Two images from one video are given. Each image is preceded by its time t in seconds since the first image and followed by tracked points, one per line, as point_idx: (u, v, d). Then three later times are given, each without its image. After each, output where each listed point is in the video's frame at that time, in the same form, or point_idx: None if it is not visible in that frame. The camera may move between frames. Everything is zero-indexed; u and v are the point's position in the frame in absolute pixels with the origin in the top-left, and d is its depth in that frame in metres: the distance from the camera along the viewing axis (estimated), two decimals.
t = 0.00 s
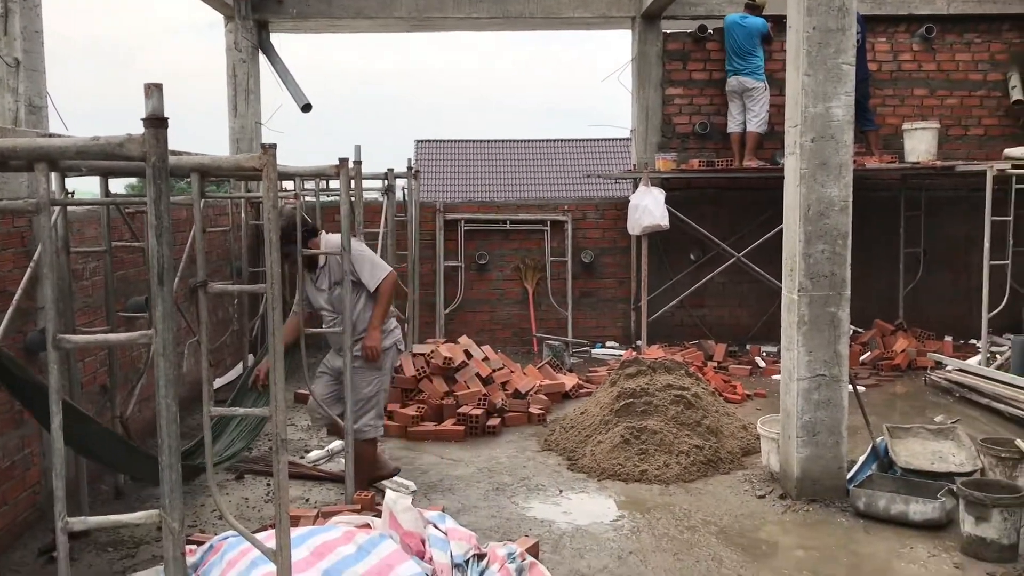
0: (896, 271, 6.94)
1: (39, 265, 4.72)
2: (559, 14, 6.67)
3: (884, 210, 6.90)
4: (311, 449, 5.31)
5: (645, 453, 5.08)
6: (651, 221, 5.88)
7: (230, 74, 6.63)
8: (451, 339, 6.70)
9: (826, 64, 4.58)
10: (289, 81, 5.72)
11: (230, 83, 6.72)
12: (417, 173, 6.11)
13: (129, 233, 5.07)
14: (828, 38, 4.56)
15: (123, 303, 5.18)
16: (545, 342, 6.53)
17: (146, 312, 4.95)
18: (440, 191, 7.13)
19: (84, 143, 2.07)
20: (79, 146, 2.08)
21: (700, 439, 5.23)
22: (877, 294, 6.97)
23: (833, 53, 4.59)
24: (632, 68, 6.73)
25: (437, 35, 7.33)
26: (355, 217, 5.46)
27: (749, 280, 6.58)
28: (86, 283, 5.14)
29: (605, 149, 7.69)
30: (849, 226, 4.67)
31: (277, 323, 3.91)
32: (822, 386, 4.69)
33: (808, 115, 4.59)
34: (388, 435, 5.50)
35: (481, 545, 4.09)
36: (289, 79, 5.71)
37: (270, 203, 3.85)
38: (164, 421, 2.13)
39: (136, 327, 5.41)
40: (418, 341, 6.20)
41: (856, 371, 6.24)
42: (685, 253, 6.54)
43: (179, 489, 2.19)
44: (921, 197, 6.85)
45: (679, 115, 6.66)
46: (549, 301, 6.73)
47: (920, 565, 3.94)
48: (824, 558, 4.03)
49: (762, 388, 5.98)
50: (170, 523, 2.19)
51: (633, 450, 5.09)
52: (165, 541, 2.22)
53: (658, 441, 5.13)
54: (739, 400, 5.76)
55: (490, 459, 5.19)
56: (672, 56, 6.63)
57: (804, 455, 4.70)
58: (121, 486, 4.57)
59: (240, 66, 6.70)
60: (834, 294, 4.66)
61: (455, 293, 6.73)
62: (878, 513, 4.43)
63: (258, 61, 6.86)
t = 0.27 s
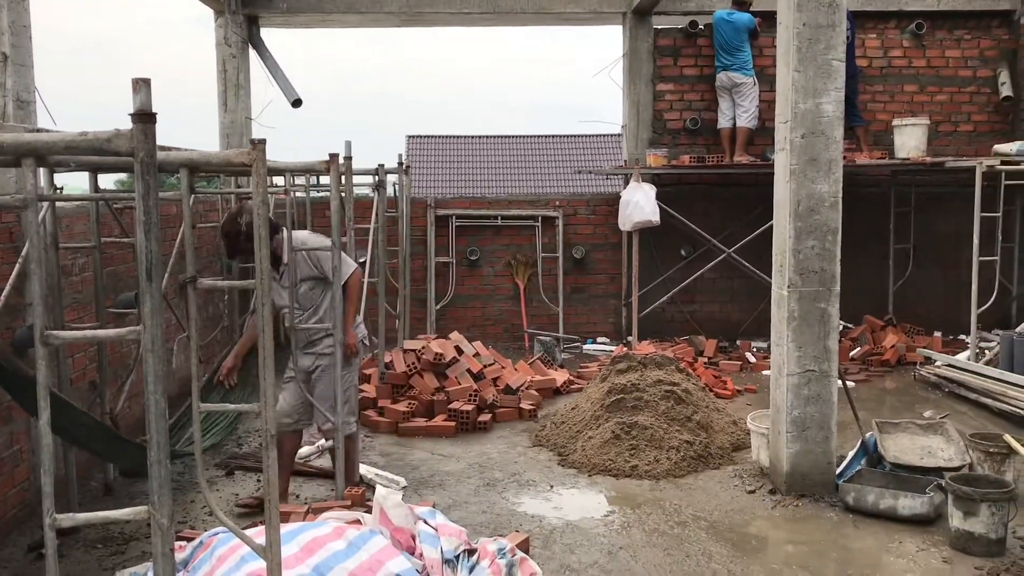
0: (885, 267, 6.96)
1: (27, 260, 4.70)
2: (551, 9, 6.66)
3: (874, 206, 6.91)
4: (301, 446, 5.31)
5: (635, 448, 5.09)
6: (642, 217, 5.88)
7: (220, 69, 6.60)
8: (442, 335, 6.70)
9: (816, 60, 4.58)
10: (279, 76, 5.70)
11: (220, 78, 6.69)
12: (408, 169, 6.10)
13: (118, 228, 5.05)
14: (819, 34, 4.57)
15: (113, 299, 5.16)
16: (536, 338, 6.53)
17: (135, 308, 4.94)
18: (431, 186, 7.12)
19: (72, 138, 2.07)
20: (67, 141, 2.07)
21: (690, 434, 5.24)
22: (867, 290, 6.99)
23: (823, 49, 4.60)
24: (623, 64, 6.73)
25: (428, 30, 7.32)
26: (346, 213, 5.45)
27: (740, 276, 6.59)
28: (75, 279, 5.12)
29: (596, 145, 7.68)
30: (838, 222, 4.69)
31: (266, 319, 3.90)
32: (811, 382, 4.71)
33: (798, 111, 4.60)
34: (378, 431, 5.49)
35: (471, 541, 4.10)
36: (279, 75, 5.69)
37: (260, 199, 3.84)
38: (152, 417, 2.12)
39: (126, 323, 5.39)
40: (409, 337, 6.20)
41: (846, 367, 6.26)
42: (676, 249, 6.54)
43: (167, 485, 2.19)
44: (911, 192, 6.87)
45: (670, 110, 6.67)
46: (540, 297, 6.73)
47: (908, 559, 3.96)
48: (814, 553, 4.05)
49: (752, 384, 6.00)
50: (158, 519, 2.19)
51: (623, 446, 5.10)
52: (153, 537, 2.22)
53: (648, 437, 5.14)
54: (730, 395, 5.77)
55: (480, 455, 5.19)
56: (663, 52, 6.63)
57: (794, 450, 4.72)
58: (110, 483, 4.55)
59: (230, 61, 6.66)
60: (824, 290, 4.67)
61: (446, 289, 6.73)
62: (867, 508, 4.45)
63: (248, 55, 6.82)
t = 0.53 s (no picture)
0: (882, 264, 6.98)
1: (24, 258, 4.70)
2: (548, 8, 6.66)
3: (871, 203, 6.93)
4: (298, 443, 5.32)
5: (633, 445, 5.10)
6: (639, 215, 5.89)
7: (217, 67, 6.60)
8: (439, 333, 6.71)
9: (811, 58, 4.59)
10: (276, 74, 5.70)
11: (217, 77, 6.69)
12: (405, 167, 6.10)
13: (116, 227, 5.05)
14: (814, 32, 4.58)
15: (110, 297, 5.17)
16: (533, 335, 6.54)
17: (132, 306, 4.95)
18: (428, 184, 7.13)
19: (69, 137, 2.08)
20: (63, 140, 2.08)
21: (687, 431, 5.25)
22: (863, 287, 7.01)
23: (819, 47, 4.61)
24: (620, 62, 6.73)
25: (425, 28, 7.32)
26: (343, 212, 5.45)
27: (737, 273, 6.60)
28: (73, 278, 5.12)
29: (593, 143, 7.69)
30: (834, 219, 4.70)
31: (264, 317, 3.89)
32: (808, 379, 4.72)
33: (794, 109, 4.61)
34: (376, 428, 5.51)
35: (469, 537, 4.11)
36: (276, 73, 5.69)
37: (256, 196, 3.84)
38: (149, 415, 2.13)
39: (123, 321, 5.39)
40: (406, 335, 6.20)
41: (842, 364, 6.28)
42: (673, 246, 6.56)
43: (165, 483, 2.19)
44: (907, 189, 6.89)
45: (667, 108, 6.67)
46: (538, 294, 6.74)
47: (904, 555, 3.98)
48: (810, 549, 4.06)
49: (749, 381, 6.01)
50: (157, 517, 2.20)
51: (621, 443, 5.12)
52: (152, 535, 2.23)
53: (645, 434, 5.16)
54: (727, 392, 5.79)
55: (478, 452, 5.21)
56: (659, 50, 6.64)
57: (791, 447, 4.73)
58: (108, 481, 4.55)
59: (227, 59, 6.66)
60: (820, 287, 4.69)
61: (443, 287, 6.74)
62: (863, 504, 4.47)
63: (245, 53, 6.82)
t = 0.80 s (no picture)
0: (883, 262, 6.98)
1: (27, 258, 4.71)
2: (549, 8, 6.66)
3: (872, 202, 6.93)
4: (301, 442, 5.32)
5: (634, 444, 5.11)
6: (640, 214, 5.89)
7: (218, 67, 6.60)
8: (441, 332, 6.71)
9: (813, 56, 4.59)
10: (277, 74, 5.70)
11: (218, 77, 6.69)
12: (406, 166, 6.10)
13: (118, 227, 5.06)
14: (816, 30, 4.58)
15: (112, 297, 5.17)
16: (535, 335, 6.55)
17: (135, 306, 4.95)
18: (428, 184, 7.13)
19: (72, 138, 2.07)
20: (66, 140, 2.08)
21: (689, 430, 5.26)
22: (864, 285, 7.01)
23: (821, 46, 4.61)
24: (621, 61, 6.73)
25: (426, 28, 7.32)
26: (344, 212, 5.45)
27: (739, 272, 6.60)
28: (75, 278, 5.13)
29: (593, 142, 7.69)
30: (836, 218, 4.70)
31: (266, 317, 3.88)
32: (810, 377, 4.72)
33: (795, 107, 4.61)
34: (378, 428, 5.51)
35: (471, 537, 4.12)
36: (277, 72, 5.69)
37: (258, 197, 3.84)
38: (153, 416, 2.13)
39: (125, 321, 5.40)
40: (407, 334, 6.21)
41: (844, 363, 6.29)
42: (674, 245, 6.56)
43: (168, 483, 2.19)
44: (908, 188, 6.89)
45: (668, 107, 6.67)
46: (539, 294, 6.74)
47: (906, 554, 3.98)
48: (812, 548, 4.07)
49: (750, 380, 6.02)
50: (161, 517, 2.20)
51: (622, 442, 5.12)
52: (155, 535, 2.23)
53: (647, 432, 5.17)
54: (728, 391, 5.79)
55: (479, 452, 5.21)
56: (660, 49, 6.64)
57: (792, 446, 4.74)
58: (110, 481, 4.56)
59: (228, 59, 6.66)
60: (822, 286, 4.69)
61: (444, 286, 6.74)
62: (866, 503, 4.47)
63: (246, 53, 6.82)
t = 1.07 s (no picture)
0: (886, 264, 6.97)
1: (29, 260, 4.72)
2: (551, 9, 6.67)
3: (874, 203, 6.93)
4: (303, 444, 5.32)
5: (636, 446, 5.11)
6: (642, 215, 5.89)
7: (220, 69, 6.60)
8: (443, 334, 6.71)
9: (815, 58, 4.59)
10: (279, 75, 5.70)
11: (220, 79, 6.68)
12: (408, 168, 6.10)
13: (120, 229, 5.06)
14: (818, 32, 4.58)
15: (113, 299, 5.17)
16: (537, 336, 6.55)
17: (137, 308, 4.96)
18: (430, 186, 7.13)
19: (74, 140, 2.07)
20: (68, 143, 2.07)
21: (691, 432, 5.25)
22: (867, 286, 7.00)
23: (823, 47, 4.61)
24: (623, 63, 6.73)
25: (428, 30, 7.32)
26: (346, 214, 5.45)
27: (741, 273, 6.60)
28: (77, 280, 5.13)
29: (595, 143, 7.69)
30: (838, 220, 4.69)
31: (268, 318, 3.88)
32: (812, 379, 4.72)
33: (797, 109, 4.61)
34: (380, 430, 5.51)
35: (473, 539, 4.12)
36: (279, 74, 5.69)
37: (260, 199, 3.84)
38: (155, 418, 2.12)
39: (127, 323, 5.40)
40: (409, 336, 6.21)
41: (846, 364, 6.28)
42: (676, 247, 6.55)
43: (170, 485, 2.19)
44: (911, 189, 6.89)
45: (670, 109, 6.67)
46: (541, 295, 6.74)
47: (909, 556, 3.97)
48: (814, 550, 4.06)
49: (753, 381, 6.01)
50: (162, 519, 2.19)
51: (625, 444, 5.12)
52: (157, 537, 2.22)
53: (649, 434, 5.16)
54: (731, 393, 5.78)
55: (481, 453, 5.21)
56: (662, 51, 6.64)
57: (794, 448, 4.73)
58: (112, 483, 4.56)
59: (231, 61, 6.66)
60: (824, 287, 4.68)
61: (447, 288, 6.74)
62: (868, 505, 4.46)
63: (248, 55, 6.82)
